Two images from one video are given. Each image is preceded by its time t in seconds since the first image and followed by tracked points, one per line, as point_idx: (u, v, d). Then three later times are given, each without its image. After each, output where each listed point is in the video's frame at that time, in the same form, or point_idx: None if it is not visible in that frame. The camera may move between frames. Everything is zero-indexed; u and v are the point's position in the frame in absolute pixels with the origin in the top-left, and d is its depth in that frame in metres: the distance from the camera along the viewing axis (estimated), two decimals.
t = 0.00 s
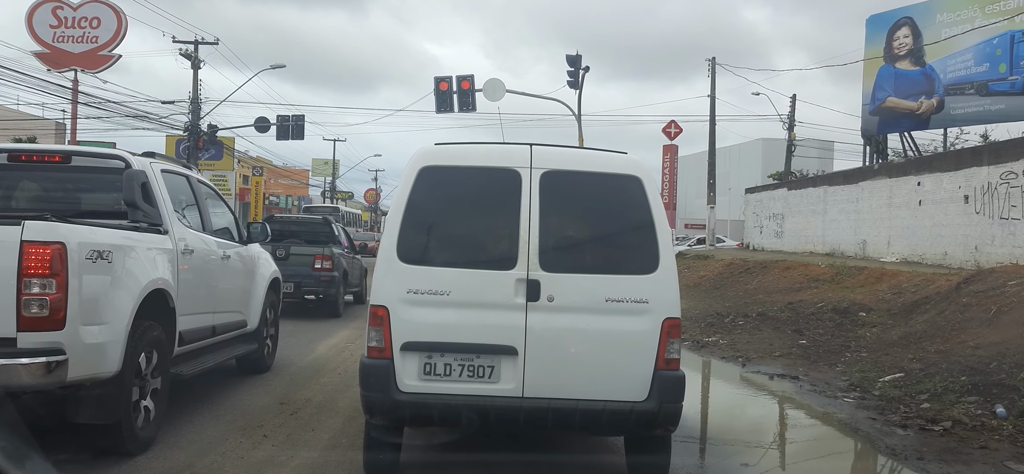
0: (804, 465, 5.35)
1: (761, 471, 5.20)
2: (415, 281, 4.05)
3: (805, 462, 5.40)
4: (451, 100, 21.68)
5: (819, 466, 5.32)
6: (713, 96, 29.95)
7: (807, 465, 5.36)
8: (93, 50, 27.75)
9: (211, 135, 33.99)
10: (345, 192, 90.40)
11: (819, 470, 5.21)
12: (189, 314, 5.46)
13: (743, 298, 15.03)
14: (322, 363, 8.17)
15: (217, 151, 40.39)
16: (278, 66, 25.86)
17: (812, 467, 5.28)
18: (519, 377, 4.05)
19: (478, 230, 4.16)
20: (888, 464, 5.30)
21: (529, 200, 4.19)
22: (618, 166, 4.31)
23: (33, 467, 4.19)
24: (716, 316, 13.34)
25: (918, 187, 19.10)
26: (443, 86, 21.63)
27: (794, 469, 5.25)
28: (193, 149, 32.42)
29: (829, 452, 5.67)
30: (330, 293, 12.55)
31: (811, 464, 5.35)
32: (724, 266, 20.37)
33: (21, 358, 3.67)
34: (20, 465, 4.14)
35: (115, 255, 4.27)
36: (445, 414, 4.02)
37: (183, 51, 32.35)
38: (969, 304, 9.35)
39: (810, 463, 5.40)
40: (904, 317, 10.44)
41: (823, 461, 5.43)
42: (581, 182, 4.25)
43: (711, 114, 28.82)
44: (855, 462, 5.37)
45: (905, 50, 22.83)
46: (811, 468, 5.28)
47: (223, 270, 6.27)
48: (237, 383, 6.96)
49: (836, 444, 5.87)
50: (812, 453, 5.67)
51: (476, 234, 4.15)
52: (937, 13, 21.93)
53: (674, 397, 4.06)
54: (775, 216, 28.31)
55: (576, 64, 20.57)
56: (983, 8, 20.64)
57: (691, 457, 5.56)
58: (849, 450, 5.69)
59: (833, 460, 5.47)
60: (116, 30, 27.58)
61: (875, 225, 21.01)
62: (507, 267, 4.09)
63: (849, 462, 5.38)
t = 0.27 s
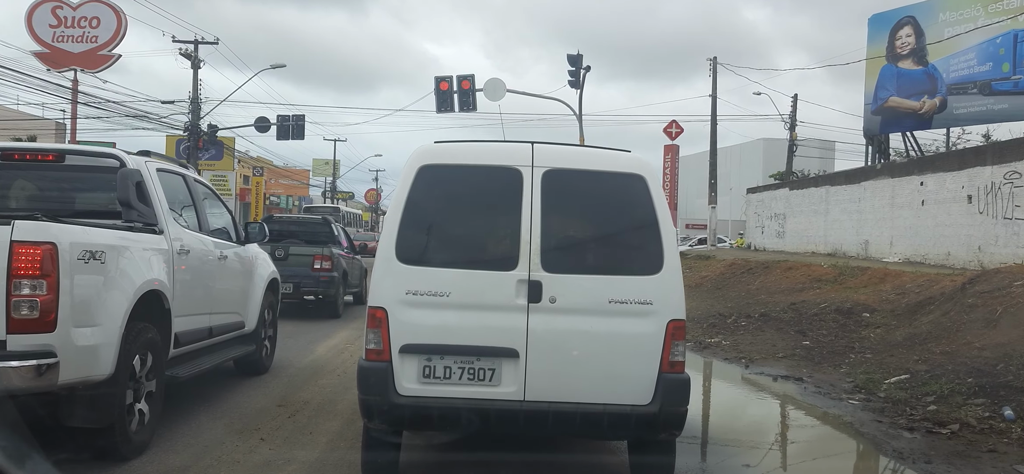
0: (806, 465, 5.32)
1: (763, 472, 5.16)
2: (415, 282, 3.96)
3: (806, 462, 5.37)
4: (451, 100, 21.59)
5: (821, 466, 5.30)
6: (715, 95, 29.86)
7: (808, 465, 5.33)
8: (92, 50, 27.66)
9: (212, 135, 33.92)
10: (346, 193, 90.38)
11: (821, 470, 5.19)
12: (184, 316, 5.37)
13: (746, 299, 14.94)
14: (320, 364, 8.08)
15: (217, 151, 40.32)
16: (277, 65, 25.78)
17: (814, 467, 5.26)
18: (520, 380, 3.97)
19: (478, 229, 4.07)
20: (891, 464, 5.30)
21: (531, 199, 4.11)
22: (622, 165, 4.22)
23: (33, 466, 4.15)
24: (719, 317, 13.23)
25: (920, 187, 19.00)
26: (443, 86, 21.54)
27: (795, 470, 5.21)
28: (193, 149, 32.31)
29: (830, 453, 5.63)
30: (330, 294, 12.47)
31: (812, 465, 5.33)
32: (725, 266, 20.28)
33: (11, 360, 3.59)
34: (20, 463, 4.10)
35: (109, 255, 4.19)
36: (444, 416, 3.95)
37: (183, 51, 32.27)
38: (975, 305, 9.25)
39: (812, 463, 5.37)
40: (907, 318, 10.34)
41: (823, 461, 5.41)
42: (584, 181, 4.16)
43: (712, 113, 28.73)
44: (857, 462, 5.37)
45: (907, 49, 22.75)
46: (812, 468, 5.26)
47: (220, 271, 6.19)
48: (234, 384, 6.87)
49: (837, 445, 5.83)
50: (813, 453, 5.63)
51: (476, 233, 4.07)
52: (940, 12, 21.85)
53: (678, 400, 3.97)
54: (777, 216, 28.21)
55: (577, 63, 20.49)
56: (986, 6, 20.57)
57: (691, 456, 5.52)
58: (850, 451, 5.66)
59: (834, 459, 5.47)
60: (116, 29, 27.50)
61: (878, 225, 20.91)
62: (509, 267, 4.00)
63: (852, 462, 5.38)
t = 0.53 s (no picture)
0: (807, 465, 5.28)
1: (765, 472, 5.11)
2: (414, 283, 3.89)
3: (808, 462, 5.34)
4: (452, 99, 21.51)
5: (823, 466, 5.27)
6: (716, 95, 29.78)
7: (810, 465, 5.29)
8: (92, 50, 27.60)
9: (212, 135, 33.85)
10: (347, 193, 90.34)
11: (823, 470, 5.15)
12: (181, 317, 5.31)
13: (748, 299, 14.86)
14: (319, 366, 8.01)
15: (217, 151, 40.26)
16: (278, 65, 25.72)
17: (816, 467, 5.22)
18: (521, 383, 3.90)
19: (479, 229, 4.00)
20: (893, 464, 5.27)
21: (532, 198, 4.04)
22: (624, 163, 4.15)
23: (30, 468, 4.09)
24: (721, 317, 13.15)
25: (922, 187, 18.92)
26: (444, 86, 21.46)
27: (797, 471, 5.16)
28: (194, 150, 32.23)
29: (832, 453, 5.59)
30: (329, 294, 12.40)
31: (814, 465, 5.29)
32: (727, 266, 20.21)
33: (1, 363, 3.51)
34: (15, 466, 4.05)
35: (103, 255, 4.11)
36: (444, 419, 3.87)
37: (183, 51, 32.22)
38: (979, 306, 9.17)
39: (814, 463, 5.33)
40: (911, 319, 10.25)
41: (826, 461, 5.37)
42: (586, 180, 4.09)
43: (714, 113, 28.65)
44: (859, 462, 5.35)
45: (909, 48, 22.66)
46: (814, 468, 5.23)
47: (218, 272, 6.12)
48: (232, 386, 6.80)
49: (838, 445, 5.79)
50: (815, 453, 5.59)
51: (477, 233, 4.00)
52: (942, 12, 21.77)
53: (682, 403, 3.90)
54: (778, 216, 28.13)
55: (578, 63, 20.41)
56: (989, 6, 20.49)
57: (692, 456, 5.48)
58: (852, 451, 5.62)
59: (836, 459, 5.45)
60: (115, 30, 27.44)
61: (880, 225, 20.83)
62: (510, 268, 3.93)
63: (854, 462, 5.36)
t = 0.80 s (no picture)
0: (809, 465, 5.25)
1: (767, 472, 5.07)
2: (414, 284, 3.84)
3: (810, 463, 5.30)
4: (452, 100, 21.46)
5: (825, 466, 5.23)
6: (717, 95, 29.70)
7: (811, 465, 5.25)
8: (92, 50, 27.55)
9: (212, 135, 33.80)
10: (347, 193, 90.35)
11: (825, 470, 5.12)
12: (179, 318, 5.26)
13: (749, 300, 14.81)
14: (319, 367, 7.95)
15: (218, 151, 40.21)
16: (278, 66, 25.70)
17: (818, 468, 5.19)
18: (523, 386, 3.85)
19: (479, 229, 3.95)
20: (895, 465, 5.23)
21: (533, 197, 3.99)
22: (626, 162, 4.09)
23: (29, 469, 4.05)
24: (722, 318, 13.09)
25: (924, 187, 18.85)
26: (445, 86, 21.41)
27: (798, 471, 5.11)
28: (194, 150, 32.20)
29: (834, 453, 5.55)
30: (329, 295, 12.35)
31: (816, 465, 5.26)
32: (729, 266, 20.15)
33: None
34: (16, 465, 4.02)
35: (99, 255, 4.06)
36: (445, 422, 3.81)
37: (183, 51, 32.18)
38: (982, 307, 9.11)
39: (816, 463, 5.29)
40: (914, 320, 10.19)
41: (827, 462, 5.34)
42: (588, 179, 4.04)
43: (715, 113, 28.59)
44: (861, 462, 5.32)
45: (911, 48, 22.59)
46: (815, 468, 5.19)
47: (217, 273, 6.07)
48: (231, 388, 6.76)
49: (840, 446, 5.75)
50: (817, 453, 5.55)
51: (477, 233, 3.94)
52: (944, 11, 21.72)
53: (685, 407, 3.85)
54: (779, 216, 28.07)
55: (579, 62, 20.36)
56: (991, 5, 20.42)
57: (693, 456, 5.44)
58: (854, 452, 5.58)
59: (838, 459, 5.41)
60: (116, 30, 27.38)
61: (882, 225, 20.77)
62: (511, 269, 3.88)
63: (857, 462, 5.32)
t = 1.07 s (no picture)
0: (810, 465, 5.21)
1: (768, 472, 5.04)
2: (414, 285, 3.81)
3: (811, 463, 5.27)
4: (453, 99, 21.43)
5: (827, 466, 5.20)
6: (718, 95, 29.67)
7: (813, 466, 5.22)
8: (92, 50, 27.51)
9: (212, 135, 33.77)
10: (348, 193, 90.37)
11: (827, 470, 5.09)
12: (177, 319, 5.22)
13: (750, 300, 14.78)
14: (319, 368, 7.91)
15: (218, 151, 40.19)
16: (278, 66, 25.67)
17: (819, 468, 5.16)
18: (524, 387, 3.81)
19: (480, 230, 3.91)
20: (897, 466, 5.19)
21: (534, 197, 3.95)
22: (628, 162, 4.06)
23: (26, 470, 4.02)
24: (723, 318, 13.05)
25: (926, 187, 18.80)
26: (445, 86, 21.38)
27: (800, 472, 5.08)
28: (194, 150, 32.16)
29: (835, 454, 5.52)
30: (329, 295, 12.32)
31: (818, 465, 5.22)
32: (729, 266, 20.12)
33: None
34: (15, 466, 4.00)
35: (96, 256, 4.03)
36: (445, 424, 3.76)
37: (183, 51, 32.14)
38: (985, 307, 9.07)
39: (818, 464, 5.26)
40: (916, 320, 10.15)
41: (829, 462, 5.30)
42: (589, 179, 4.00)
43: (715, 113, 28.56)
44: (862, 462, 5.29)
45: (912, 48, 22.55)
46: (817, 469, 5.16)
47: (216, 273, 6.04)
48: (231, 389, 6.72)
49: (841, 446, 5.72)
50: (818, 453, 5.52)
51: (477, 233, 3.91)
52: (945, 11, 21.67)
53: (687, 409, 3.81)
54: (780, 217, 28.04)
55: (579, 62, 20.32)
56: (992, 5, 20.38)
57: (694, 456, 5.41)
58: (855, 452, 5.55)
59: (840, 459, 5.39)
60: (116, 30, 27.33)
61: (883, 225, 20.73)
62: (512, 269, 3.85)
63: (858, 462, 5.29)
